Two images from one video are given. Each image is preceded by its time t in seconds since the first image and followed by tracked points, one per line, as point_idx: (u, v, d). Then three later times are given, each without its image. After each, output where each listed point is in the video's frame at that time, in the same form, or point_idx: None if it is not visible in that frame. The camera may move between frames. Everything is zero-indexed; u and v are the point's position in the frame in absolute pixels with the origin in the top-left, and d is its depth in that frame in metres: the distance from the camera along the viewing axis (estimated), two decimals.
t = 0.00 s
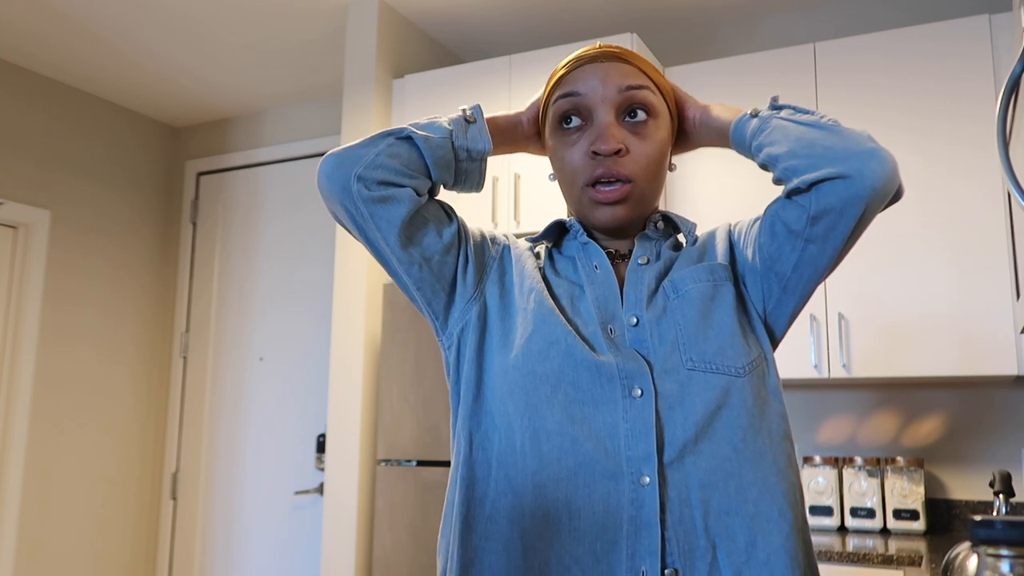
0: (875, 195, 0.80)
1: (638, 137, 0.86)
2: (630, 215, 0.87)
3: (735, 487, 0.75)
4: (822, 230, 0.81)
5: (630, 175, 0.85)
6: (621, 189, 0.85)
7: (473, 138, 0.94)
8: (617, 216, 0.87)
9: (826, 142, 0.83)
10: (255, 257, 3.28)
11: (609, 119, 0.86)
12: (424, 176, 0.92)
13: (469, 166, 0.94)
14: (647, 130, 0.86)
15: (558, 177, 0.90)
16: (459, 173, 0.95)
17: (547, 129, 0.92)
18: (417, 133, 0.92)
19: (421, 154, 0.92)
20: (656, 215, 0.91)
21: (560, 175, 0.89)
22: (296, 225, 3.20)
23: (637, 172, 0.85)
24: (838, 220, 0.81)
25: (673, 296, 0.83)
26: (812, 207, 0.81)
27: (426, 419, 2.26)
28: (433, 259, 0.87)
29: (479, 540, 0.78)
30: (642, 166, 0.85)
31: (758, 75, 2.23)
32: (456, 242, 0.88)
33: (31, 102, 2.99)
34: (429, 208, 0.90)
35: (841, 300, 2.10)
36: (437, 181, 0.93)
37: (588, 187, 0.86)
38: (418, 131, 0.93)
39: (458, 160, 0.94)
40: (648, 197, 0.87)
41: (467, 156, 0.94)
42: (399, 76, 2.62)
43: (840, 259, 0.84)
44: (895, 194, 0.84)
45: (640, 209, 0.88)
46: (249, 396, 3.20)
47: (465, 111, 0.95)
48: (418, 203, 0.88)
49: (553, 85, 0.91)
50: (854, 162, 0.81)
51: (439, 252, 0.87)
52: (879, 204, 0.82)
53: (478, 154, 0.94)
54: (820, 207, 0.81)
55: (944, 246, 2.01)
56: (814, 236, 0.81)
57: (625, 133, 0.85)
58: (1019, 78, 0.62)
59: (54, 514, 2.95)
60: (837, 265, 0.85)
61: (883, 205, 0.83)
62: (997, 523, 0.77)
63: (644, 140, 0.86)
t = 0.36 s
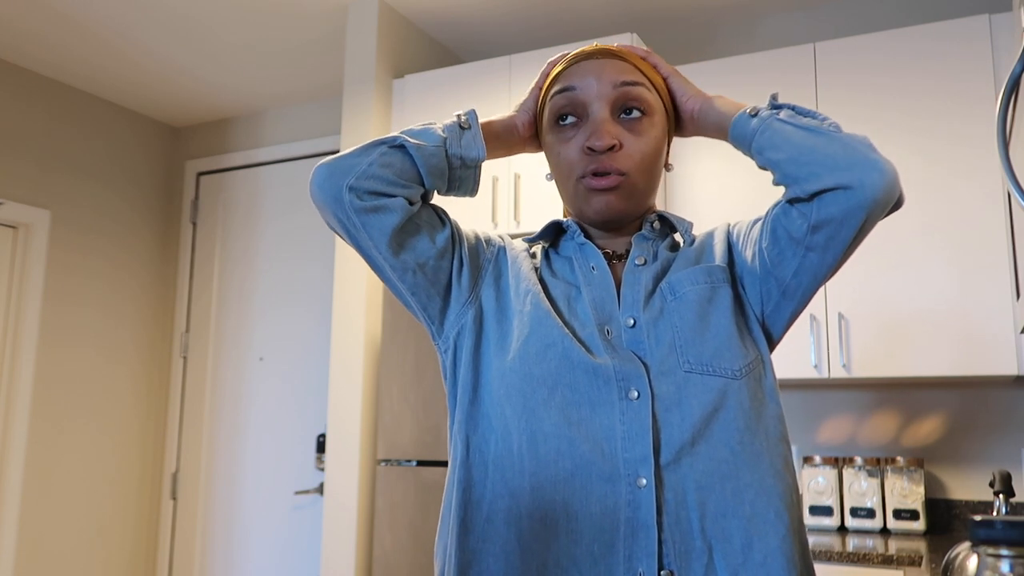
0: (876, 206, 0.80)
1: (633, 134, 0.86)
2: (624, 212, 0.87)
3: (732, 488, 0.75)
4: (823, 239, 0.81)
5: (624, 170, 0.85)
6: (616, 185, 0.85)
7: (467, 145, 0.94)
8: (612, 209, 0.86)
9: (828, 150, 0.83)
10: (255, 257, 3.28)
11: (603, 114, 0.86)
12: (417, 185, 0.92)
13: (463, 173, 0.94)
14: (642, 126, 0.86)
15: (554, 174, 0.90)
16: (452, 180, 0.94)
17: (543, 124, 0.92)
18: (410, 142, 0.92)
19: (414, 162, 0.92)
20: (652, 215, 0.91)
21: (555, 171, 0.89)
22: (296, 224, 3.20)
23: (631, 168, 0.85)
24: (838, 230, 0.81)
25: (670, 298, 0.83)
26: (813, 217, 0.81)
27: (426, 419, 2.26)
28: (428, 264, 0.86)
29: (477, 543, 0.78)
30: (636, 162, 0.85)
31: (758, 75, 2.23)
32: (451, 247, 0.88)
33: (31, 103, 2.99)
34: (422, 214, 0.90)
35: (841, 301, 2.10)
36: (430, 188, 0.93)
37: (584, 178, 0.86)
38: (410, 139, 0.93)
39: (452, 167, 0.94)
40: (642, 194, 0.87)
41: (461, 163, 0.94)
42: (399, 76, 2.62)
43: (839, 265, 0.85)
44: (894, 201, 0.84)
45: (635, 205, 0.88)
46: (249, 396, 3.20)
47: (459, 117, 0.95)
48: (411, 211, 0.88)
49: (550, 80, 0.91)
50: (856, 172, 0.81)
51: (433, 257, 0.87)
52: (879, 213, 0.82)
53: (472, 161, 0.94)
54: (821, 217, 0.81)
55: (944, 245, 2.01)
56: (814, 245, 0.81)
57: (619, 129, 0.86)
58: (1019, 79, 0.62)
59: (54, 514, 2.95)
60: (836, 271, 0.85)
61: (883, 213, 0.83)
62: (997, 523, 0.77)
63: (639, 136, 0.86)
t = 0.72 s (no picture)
0: (865, 209, 0.80)
1: (627, 137, 0.86)
2: (621, 215, 0.87)
3: (726, 489, 0.75)
4: (813, 242, 0.81)
5: (619, 174, 0.85)
6: (611, 189, 0.85)
7: (463, 150, 0.93)
8: (608, 215, 0.87)
9: (816, 154, 0.83)
10: (255, 257, 3.28)
11: (597, 119, 0.86)
12: (414, 190, 0.92)
13: (460, 178, 0.94)
14: (636, 130, 0.87)
15: (549, 178, 0.90)
16: (449, 185, 0.94)
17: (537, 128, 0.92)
18: (406, 147, 0.92)
19: (411, 168, 0.92)
20: (648, 217, 0.90)
21: (550, 175, 0.89)
22: (296, 224, 3.20)
23: (626, 172, 0.85)
24: (828, 233, 0.81)
25: (665, 299, 0.83)
26: (802, 220, 0.81)
27: (426, 419, 2.27)
28: (425, 269, 0.86)
29: (473, 545, 0.78)
30: (631, 165, 0.85)
31: (758, 75, 2.23)
32: (447, 251, 0.88)
33: (31, 103, 2.99)
34: (419, 220, 0.90)
35: (841, 301, 2.10)
36: (427, 194, 0.93)
37: (579, 185, 0.86)
38: (407, 145, 0.92)
39: (448, 172, 0.93)
40: (639, 197, 0.87)
41: (457, 168, 0.93)
42: (399, 76, 2.62)
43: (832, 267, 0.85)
44: (886, 204, 0.84)
45: (631, 208, 0.88)
46: (249, 396, 3.20)
47: (455, 123, 0.95)
48: (407, 216, 0.88)
49: (544, 84, 0.91)
50: (844, 176, 0.81)
51: (431, 261, 0.87)
52: (869, 216, 0.82)
53: (468, 167, 0.93)
54: (810, 220, 0.81)
55: (944, 245, 2.01)
56: (804, 248, 0.81)
57: (614, 133, 0.86)
58: (1019, 78, 0.62)
59: (54, 513, 2.95)
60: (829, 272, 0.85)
61: (874, 215, 0.83)
62: (997, 523, 0.77)
63: (633, 139, 0.86)
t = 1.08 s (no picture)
0: (859, 218, 0.80)
1: (623, 137, 0.86)
2: (617, 215, 0.87)
3: (722, 492, 0.75)
4: (807, 249, 0.81)
5: (616, 174, 0.85)
6: (607, 188, 0.85)
7: (449, 146, 0.92)
8: (603, 215, 0.87)
9: (810, 160, 0.82)
10: (255, 257, 3.28)
11: (593, 119, 0.86)
12: (403, 195, 0.91)
13: (448, 175, 0.93)
14: (632, 130, 0.87)
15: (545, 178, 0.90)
16: (439, 183, 0.93)
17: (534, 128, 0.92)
18: (391, 153, 0.91)
19: (398, 173, 0.91)
20: (643, 218, 0.90)
21: (547, 174, 0.89)
22: (296, 224, 3.21)
23: (622, 170, 0.85)
24: (823, 241, 0.80)
25: (662, 302, 0.83)
26: (796, 228, 0.81)
27: (426, 419, 2.27)
28: (418, 277, 0.86)
29: (471, 550, 0.78)
30: (627, 164, 0.85)
31: (757, 76, 2.24)
32: (440, 257, 0.88)
33: (31, 103, 2.99)
34: (411, 226, 0.89)
35: (841, 301, 2.09)
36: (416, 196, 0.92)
37: (573, 186, 0.86)
38: (392, 149, 0.91)
39: (436, 172, 0.93)
40: (635, 196, 0.87)
41: (445, 167, 0.92)
42: (399, 76, 2.62)
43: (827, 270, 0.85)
44: (881, 211, 0.83)
45: (628, 208, 0.88)
46: (249, 395, 3.21)
47: (440, 117, 0.94)
48: (398, 224, 0.87)
49: (541, 84, 0.91)
50: (839, 183, 0.80)
51: (424, 269, 0.86)
52: (864, 224, 0.81)
53: (456, 164, 0.92)
54: (804, 228, 0.81)
55: (944, 244, 2.01)
56: (799, 254, 0.81)
57: (610, 133, 0.86)
58: (1019, 79, 0.62)
59: (54, 513, 2.95)
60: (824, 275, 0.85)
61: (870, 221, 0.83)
62: (997, 523, 0.77)
63: (629, 140, 0.86)
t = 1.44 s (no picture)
0: (859, 293, 0.78)
1: (631, 140, 0.87)
2: (619, 216, 0.88)
3: (713, 509, 0.76)
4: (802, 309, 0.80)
5: (623, 175, 0.86)
6: (613, 188, 0.86)
7: (421, 168, 0.89)
8: (606, 215, 0.87)
9: (825, 220, 0.79)
10: (256, 257, 3.28)
11: (603, 120, 0.87)
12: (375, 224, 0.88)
13: (421, 198, 0.90)
14: (639, 134, 0.88)
15: (545, 174, 0.89)
16: (411, 207, 0.90)
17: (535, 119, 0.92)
18: (359, 183, 0.86)
19: (368, 203, 0.87)
20: (635, 221, 0.90)
21: (549, 170, 0.89)
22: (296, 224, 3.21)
23: (629, 173, 0.86)
24: (819, 306, 0.80)
25: (659, 315, 0.82)
26: (795, 288, 0.80)
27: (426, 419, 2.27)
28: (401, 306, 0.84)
29: (464, 561, 0.79)
30: (634, 167, 0.86)
31: (758, 76, 2.24)
32: (422, 279, 0.86)
33: (31, 103, 2.99)
34: (386, 254, 0.87)
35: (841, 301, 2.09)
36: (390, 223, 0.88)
37: (581, 184, 0.86)
38: (359, 179, 0.87)
39: (408, 196, 0.89)
40: (636, 200, 0.88)
41: (417, 190, 0.89)
42: (399, 76, 2.62)
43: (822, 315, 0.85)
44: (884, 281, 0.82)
45: (628, 210, 0.88)
46: (249, 395, 3.21)
47: (408, 141, 0.91)
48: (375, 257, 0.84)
49: (551, 76, 0.91)
50: (844, 256, 0.78)
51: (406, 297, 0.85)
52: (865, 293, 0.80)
53: (428, 186, 0.90)
54: (802, 290, 0.79)
55: (944, 244, 2.01)
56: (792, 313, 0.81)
57: (619, 135, 0.87)
58: (1019, 79, 0.62)
59: (54, 513, 2.95)
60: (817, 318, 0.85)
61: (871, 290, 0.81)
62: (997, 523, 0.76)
63: (636, 143, 0.87)
